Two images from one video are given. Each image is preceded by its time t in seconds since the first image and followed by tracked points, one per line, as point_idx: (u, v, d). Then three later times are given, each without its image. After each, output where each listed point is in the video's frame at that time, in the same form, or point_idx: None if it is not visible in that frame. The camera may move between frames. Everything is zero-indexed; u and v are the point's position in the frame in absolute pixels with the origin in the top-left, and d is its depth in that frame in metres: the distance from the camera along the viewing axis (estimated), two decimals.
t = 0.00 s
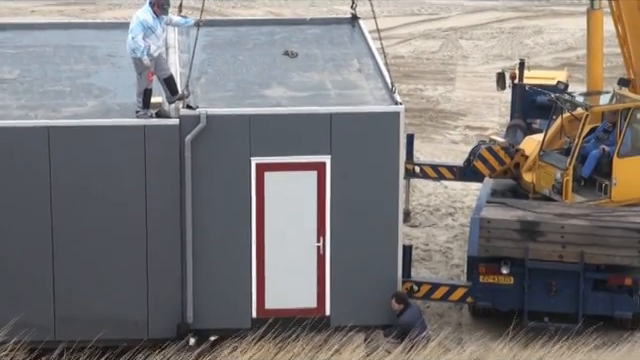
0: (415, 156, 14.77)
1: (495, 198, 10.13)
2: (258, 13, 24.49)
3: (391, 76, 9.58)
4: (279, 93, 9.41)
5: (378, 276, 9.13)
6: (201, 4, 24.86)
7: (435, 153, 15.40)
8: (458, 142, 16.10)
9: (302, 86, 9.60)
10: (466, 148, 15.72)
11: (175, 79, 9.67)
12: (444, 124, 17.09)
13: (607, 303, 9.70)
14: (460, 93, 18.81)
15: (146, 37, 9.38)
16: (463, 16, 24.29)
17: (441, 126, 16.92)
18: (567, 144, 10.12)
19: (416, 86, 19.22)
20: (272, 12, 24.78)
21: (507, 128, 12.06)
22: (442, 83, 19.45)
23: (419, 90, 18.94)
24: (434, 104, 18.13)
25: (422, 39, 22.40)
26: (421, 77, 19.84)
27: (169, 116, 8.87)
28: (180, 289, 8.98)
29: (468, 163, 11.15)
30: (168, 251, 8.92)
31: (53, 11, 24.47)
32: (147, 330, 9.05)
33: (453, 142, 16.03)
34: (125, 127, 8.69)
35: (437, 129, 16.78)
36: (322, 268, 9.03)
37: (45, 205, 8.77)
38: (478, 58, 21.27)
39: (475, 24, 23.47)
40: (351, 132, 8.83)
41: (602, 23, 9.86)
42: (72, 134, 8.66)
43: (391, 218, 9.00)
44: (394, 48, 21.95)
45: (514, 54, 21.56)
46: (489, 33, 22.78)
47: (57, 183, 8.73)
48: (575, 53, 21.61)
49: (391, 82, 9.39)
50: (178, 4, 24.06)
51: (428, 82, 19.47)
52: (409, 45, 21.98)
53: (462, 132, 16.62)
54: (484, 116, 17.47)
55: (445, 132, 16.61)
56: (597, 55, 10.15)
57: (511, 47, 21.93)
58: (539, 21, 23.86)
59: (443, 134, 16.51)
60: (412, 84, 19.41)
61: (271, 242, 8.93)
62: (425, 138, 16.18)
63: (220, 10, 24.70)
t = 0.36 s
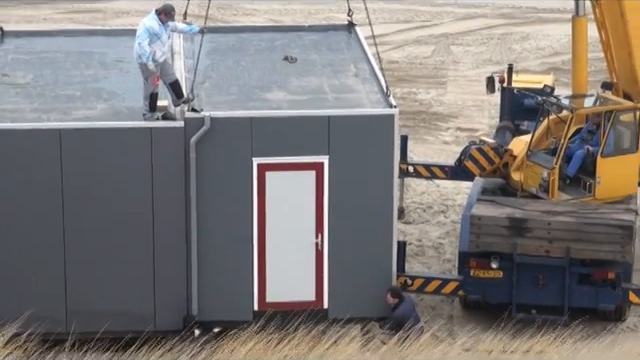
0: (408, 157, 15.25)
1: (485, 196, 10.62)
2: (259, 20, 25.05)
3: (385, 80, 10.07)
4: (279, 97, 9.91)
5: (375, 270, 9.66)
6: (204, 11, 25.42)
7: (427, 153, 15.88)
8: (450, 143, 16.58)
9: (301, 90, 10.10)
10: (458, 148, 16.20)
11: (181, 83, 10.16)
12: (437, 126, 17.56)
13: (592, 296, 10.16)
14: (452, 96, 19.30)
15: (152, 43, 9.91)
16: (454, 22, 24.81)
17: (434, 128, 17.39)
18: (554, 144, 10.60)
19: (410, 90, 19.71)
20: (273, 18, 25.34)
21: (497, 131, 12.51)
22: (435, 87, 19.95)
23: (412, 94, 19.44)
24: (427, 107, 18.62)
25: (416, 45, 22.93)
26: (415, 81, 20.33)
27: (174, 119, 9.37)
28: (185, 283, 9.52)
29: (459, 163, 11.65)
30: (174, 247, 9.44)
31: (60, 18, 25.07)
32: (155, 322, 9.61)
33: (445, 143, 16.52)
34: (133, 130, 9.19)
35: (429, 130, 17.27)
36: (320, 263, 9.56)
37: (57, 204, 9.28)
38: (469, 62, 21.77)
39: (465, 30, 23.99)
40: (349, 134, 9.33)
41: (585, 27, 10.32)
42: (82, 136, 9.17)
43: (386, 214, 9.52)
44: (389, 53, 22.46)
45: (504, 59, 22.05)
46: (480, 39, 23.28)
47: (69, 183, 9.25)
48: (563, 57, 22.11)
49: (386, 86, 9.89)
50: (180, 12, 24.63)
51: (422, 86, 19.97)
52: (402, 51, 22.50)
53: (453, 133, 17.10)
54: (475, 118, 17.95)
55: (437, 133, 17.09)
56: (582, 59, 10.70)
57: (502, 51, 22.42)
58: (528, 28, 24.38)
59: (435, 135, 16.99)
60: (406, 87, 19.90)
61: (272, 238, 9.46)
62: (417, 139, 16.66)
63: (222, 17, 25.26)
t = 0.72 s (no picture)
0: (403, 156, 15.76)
1: (477, 194, 11.14)
2: (261, 27, 25.62)
3: (382, 84, 10.59)
4: (280, 100, 10.43)
5: (371, 265, 10.19)
6: (208, 18, 26.00)
7: (421, 154, 16.39)
8: (443, 143, 17.08)
9: (301, 93, 10.62)
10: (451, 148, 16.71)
11: (187, 87, 10.68)
12: (430, 127, 18.06)
13: (578, 289, 10.66)
14: (445, 99, 19.81)
15: (161, 48, 10.48)
16: (447, 28, 25.36)
17: (428, 129, 17.89)
18: (542, 145, 11.16)
19: (405, 93, 20.23)
20: (274, 25, 25.93)
21: (486, 133, 12.96)
22: (429, 90, 20.48)
23: (407, 97, 19.96)
24: (421, 109, 19.14)
25: (411, 50, 23.46)
26: (409, 84, 20.85)
27: (180, 121, 9.89)
28: (191, 278, 10.05)
29: (452, 162, 12.14)
30: (180, 243, 9.97)
31: (73, 25, 25.71)
32: (162, 315, 10.14)
33: (439, 144, 17.03)
34: (142, 132, 9.73)
35: (424, 131, 17.78)
36: (319, 258, 10.08)
37: (69, 202, 9.83)
38: (462, 66, 22.30)
39: (458, 36, 24.52)
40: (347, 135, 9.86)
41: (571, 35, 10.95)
42: (93, 138, 9.71)
43: (382, 212, 10.05)
44: (385, 58, 23.00)
45: (495, 63, 22.58)
46: (472, 45, 23.82)
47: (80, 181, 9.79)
48: (552, 62, 22.64)
49: (382, 90, 10.41)
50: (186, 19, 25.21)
51: (417, 90, 20.50)
52: (398, 56, 23.03)
53: (446, 134, 17.61)
54: (467, 120, 18.46)
55: (431, 134, 17.60)
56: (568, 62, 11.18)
57: (493, 56, 22.95)
58: (520, 34, 24.92)
59: (429, 136, 17.50)
60: (401, 91, 20.42)
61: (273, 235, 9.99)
62: (412, 140, 17.17)
63: (226, 24, 25.84)
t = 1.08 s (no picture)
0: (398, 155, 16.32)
1: (469, 191, 11.72)
2: (263, 33, 26.22)
3: (378, 86, 11.16)
4: (282, 102, 11.01)
5: (368, 257, 10.77)
6: (213, 24, 26.60)
7: (416, 153, 16.96)
8: (436, 143, 17.65)
9: (302, 95, 11.20)
10: (444, 149, 17.28)
11: (193, 90, 11.27)
12: (425, 128, 18.62)
13: (565, 281, 11.22)
14: (438, 101, 20.38)
15: (169, 53, 11.04)
16: (440, 34, 25.95)
17: (422, 130, 18.46)
18: (530, 144, 11.76)
19: (400, 95, 20.80)
20: (276, 31, 26.52)
21: (478, 132, 13.47)
22: (422, 92, 21.06)
23: (402, 99, 20.53)
24: (415, 110, 19.71)
25: (406, 54, 24.04)
26: (404, 87, 21.42)
27: (187, 123, 10.47)
28: (197, 271, 10.64)
29: (445, 161, 12.71)
30: (187, 238, 10.56)
31: (86, 32, 26.41)
32: (170, 306, 10.73)
33: (433, 143, 17.59)
34: (152, 132, 10.31)
35: (417, 131, 18.34)
36: (319, 251, 10.66)
37: (82, 199, 10.41)
38: (455, 70, 22.89)
39: (450, 41, 25.12)
40: (345, 135, 10.45)
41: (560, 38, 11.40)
42: (105, 138, 10.29)
43: (378, 208, 10.63)
44: (382, 62, 23.58)
45: (485, 67, 23.17)
46: (464, 49, 24.41)
47: (92, 179, 10.37)
48: (540, 66, 23.23)
49: (378, 92, 10.98)
50: (191, 25, 25.82)
51: (412, 92, 21.06)
52: (393, 60, 23.60)
53: (440, 135, 18.17)
54: (459, 121, 19.03)
55: (425, 134, 18.16)
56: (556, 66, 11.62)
57: (484, 60, 23.54)
58: (512, 39, 25.53)
59: (423, 136, 18.07)
60: (396, 93, 20.98)
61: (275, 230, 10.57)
62: (406, 140, 17.73)
63: (229, 30, 26.43)
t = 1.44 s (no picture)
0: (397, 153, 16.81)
1: (465, 188, 12.25)
2: (268, 38, 26.77)
3: (377, 88, 11.69)
4: (285, 103, 11.55)
5: (368, 252, 11.32)
6: (220, 29, 27.17)
7: (414, 152, 17.46)
8: (433, 143, 18.14)
9: (305, 97, 11.73)
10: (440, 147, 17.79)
11: (200, 92, 11.84)
12: (423, 128, 19.11)
13: (556, 274, 11.72)
14: (436, 102, 20.91)
15: (176, 57, 11.61)
16: (436, 39, 26.47)
17: (420, 130, 18.97)
18: (523, 143, 12.25)
19: (399, 97, 21.32)
20: (280, 36, 27.09)
21: (472, 132, 13.94)
22: (420, 94, 21.58)
23: (401, 100, 21.06)
24: (413, 111, 20.22)
25: (404, 58, 24.57)
26: (403, 89, 21.96)
27: (194, 124, 11.02)
28: (205, 265, 11.18)
29: (441, 160, 13.23)
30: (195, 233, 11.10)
31: (98, 37, 27.09)
32: (179, 299, 11.27)
33: (430, 143, 18.09)
34: (161, 133, 10.86)
35: (414, 131, 18.86)
36: (321, 246, 11.20)
37: (95, 197, 10.98)
38: (453, 73, 23.42)
39: (446, 46, 25.68)
40: (346, 135, 10.99)
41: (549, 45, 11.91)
42: (117, 139, 10.85)
43: (377, 205, 11.17)
44: (382, 65, 24.10)
45: (480, 70, 23.71)
46: (460, 53, 24.94)
47: (105, 178, 10.93)
48: (532, 68, 23.77)
49: (377, 94, 11.51)
50: (198, 31, 26.38)
51: (411, 94, 21.59)
52: (392, 63, 24.13)
53: (437, 135, 18.67)
54: (455, 122, 19.52)
55: (423, 134, 18.66)
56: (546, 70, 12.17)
57: (478, 63, 24.07)
58: (507, 43, 26.07)
59: (421, 136, 18.56)
60: (396, 95, 21.51)
61: (279, 225, 11.12)
62: (405, 140, 18.24)
63: (236, 35, 26.99)
